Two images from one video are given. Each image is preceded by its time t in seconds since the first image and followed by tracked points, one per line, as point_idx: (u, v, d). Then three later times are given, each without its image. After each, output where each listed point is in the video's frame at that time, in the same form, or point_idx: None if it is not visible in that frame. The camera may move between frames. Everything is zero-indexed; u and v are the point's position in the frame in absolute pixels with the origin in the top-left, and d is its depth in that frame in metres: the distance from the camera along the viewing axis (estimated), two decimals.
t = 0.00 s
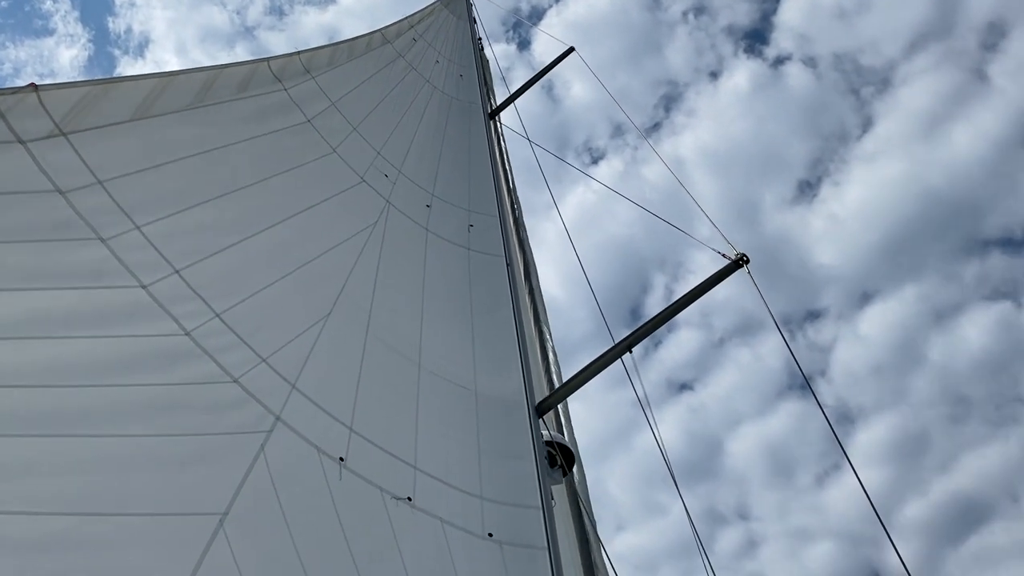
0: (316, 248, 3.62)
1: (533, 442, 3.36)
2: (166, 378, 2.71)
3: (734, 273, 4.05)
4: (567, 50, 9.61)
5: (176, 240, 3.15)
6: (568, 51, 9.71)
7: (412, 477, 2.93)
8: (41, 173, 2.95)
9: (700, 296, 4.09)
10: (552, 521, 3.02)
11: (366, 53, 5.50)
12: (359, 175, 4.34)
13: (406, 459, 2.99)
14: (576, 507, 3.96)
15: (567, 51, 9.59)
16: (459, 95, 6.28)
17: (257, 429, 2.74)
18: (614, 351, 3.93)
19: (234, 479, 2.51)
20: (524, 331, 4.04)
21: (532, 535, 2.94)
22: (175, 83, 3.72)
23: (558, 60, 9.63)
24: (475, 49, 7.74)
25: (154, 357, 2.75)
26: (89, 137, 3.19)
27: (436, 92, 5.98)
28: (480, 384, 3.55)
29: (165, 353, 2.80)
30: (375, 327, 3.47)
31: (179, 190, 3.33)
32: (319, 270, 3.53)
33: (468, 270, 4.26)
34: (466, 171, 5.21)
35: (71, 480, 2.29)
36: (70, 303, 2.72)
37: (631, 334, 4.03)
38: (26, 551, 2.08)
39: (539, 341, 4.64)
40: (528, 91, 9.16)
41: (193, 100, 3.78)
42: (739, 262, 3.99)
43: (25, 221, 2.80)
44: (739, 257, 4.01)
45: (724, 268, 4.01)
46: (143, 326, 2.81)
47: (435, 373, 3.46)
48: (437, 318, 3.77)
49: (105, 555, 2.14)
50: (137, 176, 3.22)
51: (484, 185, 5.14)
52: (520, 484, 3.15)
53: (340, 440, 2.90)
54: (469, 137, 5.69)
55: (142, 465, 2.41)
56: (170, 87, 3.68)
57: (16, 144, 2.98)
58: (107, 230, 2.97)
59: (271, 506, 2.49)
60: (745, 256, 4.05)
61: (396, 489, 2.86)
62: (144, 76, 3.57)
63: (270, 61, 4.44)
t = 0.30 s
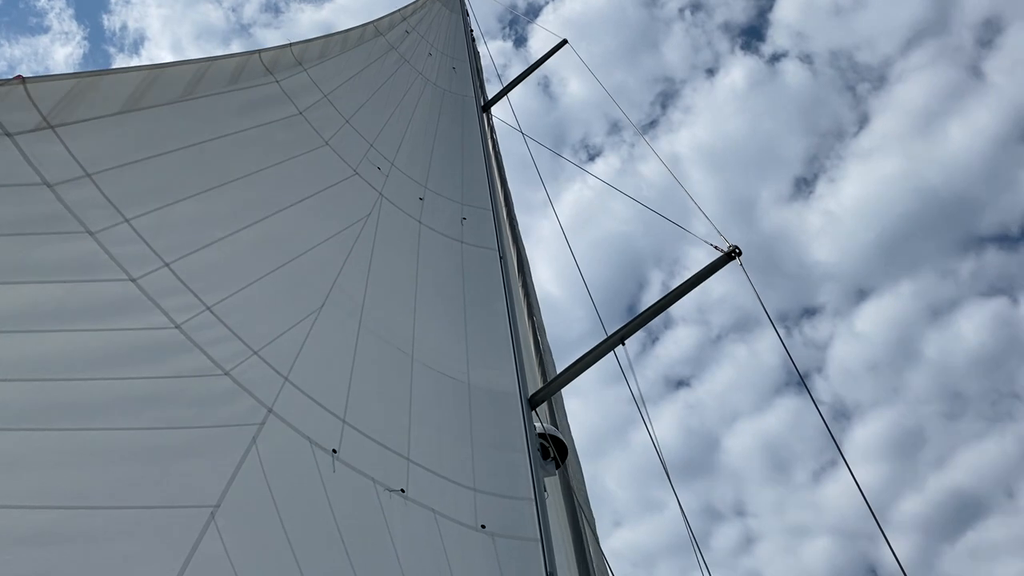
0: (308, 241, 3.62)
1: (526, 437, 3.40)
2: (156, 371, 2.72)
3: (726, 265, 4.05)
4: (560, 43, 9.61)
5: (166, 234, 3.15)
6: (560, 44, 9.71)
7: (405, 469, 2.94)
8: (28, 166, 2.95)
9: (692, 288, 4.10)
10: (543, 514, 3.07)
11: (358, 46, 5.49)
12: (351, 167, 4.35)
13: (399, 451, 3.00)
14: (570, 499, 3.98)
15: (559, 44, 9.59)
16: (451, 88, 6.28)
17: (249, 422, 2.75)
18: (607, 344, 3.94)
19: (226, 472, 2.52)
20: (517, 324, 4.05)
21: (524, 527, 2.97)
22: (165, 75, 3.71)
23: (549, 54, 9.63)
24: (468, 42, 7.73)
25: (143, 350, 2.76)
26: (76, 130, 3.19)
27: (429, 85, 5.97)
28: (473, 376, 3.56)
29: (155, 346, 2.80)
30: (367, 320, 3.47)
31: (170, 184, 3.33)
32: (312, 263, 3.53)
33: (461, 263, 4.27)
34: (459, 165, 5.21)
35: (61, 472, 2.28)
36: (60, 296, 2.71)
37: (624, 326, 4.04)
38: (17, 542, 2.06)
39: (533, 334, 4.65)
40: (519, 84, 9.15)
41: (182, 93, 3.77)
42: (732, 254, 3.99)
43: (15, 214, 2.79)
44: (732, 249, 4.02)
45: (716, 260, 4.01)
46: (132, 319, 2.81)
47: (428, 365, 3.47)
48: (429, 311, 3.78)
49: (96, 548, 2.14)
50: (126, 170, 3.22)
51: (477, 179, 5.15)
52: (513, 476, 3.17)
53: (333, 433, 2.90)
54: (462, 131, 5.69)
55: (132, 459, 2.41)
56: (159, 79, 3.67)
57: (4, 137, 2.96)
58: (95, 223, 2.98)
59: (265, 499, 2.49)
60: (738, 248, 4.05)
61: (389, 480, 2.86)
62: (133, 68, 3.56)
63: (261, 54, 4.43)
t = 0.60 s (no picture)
0: (300, 230, 3.62)
1: (519, 426, 3.40)
2: (145, 360, 2.71)
3: (718, 255, 4.05)
4: (553, 33, 9.60)
5: (155, 224, 3.14)
6: (554, 34, 9.69)
7: (397, 458, 2.94)
8: (15, 153, 2.92)
9: (684, 278, 4.10)
10: (537, 504, 3.06)
11: (351, 34, 5.47)
12: (344, 157, 4.34)
13: (391, 440, 3.00)
14: (563, 488, 3.99)
15: (552, 34, 9.58)
16: (444, 77, 6.27)
17: (239, 411, 2.74)
18: (599, 333, 3.94)
19: (216, 461, 2.51)
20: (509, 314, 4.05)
21: (516, 516, 2.97)
22: (154, 63, 3.69)
23: (543, 43, 9.62)
24: (461, 31, 7.71)
25: (132, 339, 2.75)
26: (63, 117, 3.17)
27: (422, 75, 5.96)
28: (464, 366, 3.56)
29: (144, 336, 2.79)
30: (359, 309, 3.46)
31: (160, 173, 3.33)
32: (303, 252, 3.53)
33: (453, 253, 4.27)
34: (452, 155, 5.21)
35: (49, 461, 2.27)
36: (50, 283, 2.70)
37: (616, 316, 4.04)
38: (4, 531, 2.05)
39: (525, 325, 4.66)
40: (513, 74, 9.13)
41: (172, 81, 3.76)
42: (723, 243, 3.99)
43: (3, 202, 2.76)
44: (723, 238, 4.02)
45: (708, 250, 4.02)
46: (119, 309, 2.81)
47: (419, 355, 3.47)
48: (421, 300, 3.78)
49: (83, 537, 2.13)
50: (115, 159, 3.21)
51: (470, 169, 5.15)
52: (504, 465, 3.17)
53: (324, 422, 2.90)
54: (455, 121, 5.68)
55: (119, 449, 2.41)
56: (149, 67, 3.65)
57: None
58: (84, 212, 2.97)
59: (255, 488, 2.49)
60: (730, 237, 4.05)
61: (381, 469, 2.86)
62: (122, 55, 3.53)
63: (253, 42, 4.41)
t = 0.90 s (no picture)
0: (298, 225, 3.62)
1: (516, 422, 3.41)
2: (143, 355, 2.72)
3: (715, 250, 4.06)
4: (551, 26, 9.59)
5: (154, 219, 3.14)
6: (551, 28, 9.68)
7: (395, 454, 2.95)
8: (12, 149, 2.92)
9: (682, 274, 4.10)
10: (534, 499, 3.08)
11: (349, 28, 5.47)
12: (342, 151, 4.34)
13: (389, 435, 3.00)
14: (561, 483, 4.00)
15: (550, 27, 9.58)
16: (442, 72, 6.27)
17: (237, 406, 2.75)
18: (597, 329, 3.94)
19: (214, 456, 2.52)
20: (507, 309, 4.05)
21: (513, 511, 2.98)
22: (153, 57, 3.69)
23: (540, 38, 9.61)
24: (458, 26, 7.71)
25: (130, 334, 2.76)
26: (61, 112, 3.17)
27: (419, 69, 5.96)
28: (462, 361, 3.57)
29: (142, 330, 2.80)
30: (357, 304, 3.47)
31: (158, 168, 3.33)
32: (301, 247, 3.53)
33: (451, 248, 4.27)
34: (449, 150, 5.21)
35: (47, 455, 2.28)
36: (48, 278, 2.71)
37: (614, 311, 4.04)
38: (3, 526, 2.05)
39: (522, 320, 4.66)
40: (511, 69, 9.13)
41: (170, 75, 3.76)
42: (721, 239, 4.00)
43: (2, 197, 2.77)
44: (721, 234, 4.02)
45: (706, 245, 4.02)
46: (118, 303, 2.81)
47: (417, 350, 3.47)
48: (418, 295, 3.78)
49: (82, 532, 2.14)
50: (114, 153, 3.21)
51: (467, 165, 5.15)
52: (502, 461, 3.18)
53: (322, 417, 2.90)
54: (452, 116, 5.68)
55: (118, 443, 2.41)
56: (147, 61, 3.66)
57: None
58: (82, 207, 2.97)
59: (253, 483, 2.50)
60: (727, 233, 4.05)
61: (379, 465, 2.87)
62: (120, 49, 3.55)
63: (252, 35, 4.41)
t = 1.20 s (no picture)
0: (299, 222, 3.62)
1: (517, 419, 3.41)
2: (145, 352, 2.72)
3: (715, 248, 4.05)
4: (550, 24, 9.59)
5: (155, 216, 3.14)
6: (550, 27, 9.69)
7: (395, 452, 2.95)
8: (14, 145, 2.92)
9: (682, 272, 4.10)
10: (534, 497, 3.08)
11: (350, 25, 5.47)
12: (343, 148, 4.34)
13: (390, 434, 3.00)
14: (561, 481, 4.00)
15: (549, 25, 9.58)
16: (442, 70, 6.27)
17: (238, 404, 2.75)
18: (597, 327, 3.95)
19: (215, 454, 2.52)
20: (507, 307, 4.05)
21: (513, 510, 2.98)
22: (155, 53, 3.69)
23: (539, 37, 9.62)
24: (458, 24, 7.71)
25: (132, 331, 2.76)
26: (62, 108, 3.17)
27: (420, 67, 5.96)
28: (461, 359, 3.57)
29: (143, 328, 2.80)
30: (357, 302, 3.47)
31: (160, 165, 3.33)
32: (302, 244, 3.53)
33: (451, 246, 4.27)
34: (449, 148, 5.21)
35: (48, 453, 2.28)
36: (49, 274, 2.70)
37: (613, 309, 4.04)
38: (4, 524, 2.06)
39: (522, 318, 4.66)
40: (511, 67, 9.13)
41: (172, 72, 3.75)
42: (721, 238, 3.99)
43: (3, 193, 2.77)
44: (721, 233, 4.02)
45: (706, 244, 4.01)
46: (120, 300, 2.82)
47: (417, 348, 3.47)
48: (419, 293, 3.78)
49: (83, 530, 2.14)
50: (116, 150, 3.21)
51: (467, 162, 5.15)
52: (502, 459, 3.18)
53: (323, 416, 2.90)
54: (452, 114, 5.68)
55: (119, 440, 2.41)
56: (150, 57, 3.65)
57: None
58: (84, 204, 2.97)
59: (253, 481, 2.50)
60: (727, 231, 4.05)
61: (379, 463, 2.87)
62: (123, 45, 3.54)
63: (253, 31, 4.41)
